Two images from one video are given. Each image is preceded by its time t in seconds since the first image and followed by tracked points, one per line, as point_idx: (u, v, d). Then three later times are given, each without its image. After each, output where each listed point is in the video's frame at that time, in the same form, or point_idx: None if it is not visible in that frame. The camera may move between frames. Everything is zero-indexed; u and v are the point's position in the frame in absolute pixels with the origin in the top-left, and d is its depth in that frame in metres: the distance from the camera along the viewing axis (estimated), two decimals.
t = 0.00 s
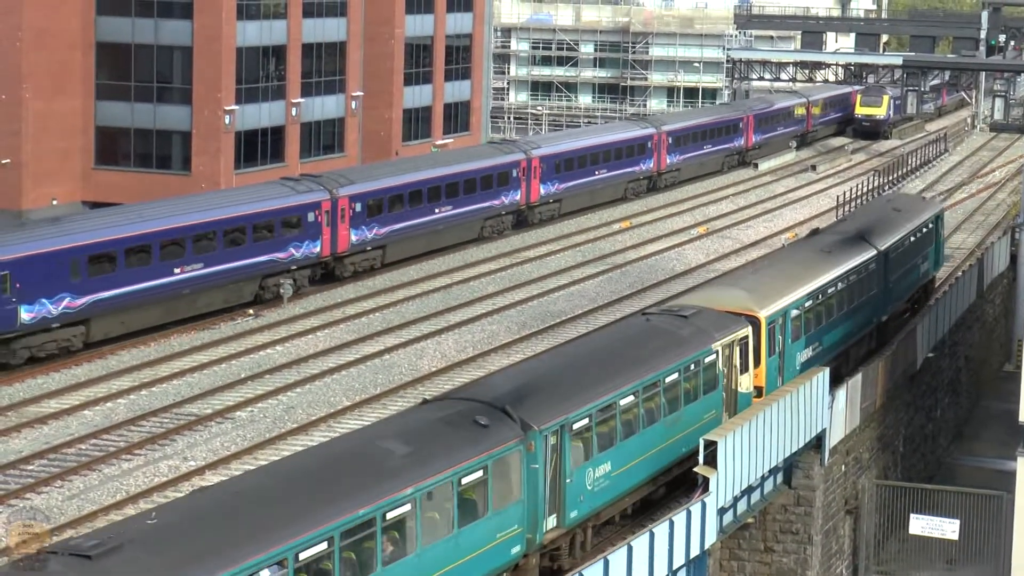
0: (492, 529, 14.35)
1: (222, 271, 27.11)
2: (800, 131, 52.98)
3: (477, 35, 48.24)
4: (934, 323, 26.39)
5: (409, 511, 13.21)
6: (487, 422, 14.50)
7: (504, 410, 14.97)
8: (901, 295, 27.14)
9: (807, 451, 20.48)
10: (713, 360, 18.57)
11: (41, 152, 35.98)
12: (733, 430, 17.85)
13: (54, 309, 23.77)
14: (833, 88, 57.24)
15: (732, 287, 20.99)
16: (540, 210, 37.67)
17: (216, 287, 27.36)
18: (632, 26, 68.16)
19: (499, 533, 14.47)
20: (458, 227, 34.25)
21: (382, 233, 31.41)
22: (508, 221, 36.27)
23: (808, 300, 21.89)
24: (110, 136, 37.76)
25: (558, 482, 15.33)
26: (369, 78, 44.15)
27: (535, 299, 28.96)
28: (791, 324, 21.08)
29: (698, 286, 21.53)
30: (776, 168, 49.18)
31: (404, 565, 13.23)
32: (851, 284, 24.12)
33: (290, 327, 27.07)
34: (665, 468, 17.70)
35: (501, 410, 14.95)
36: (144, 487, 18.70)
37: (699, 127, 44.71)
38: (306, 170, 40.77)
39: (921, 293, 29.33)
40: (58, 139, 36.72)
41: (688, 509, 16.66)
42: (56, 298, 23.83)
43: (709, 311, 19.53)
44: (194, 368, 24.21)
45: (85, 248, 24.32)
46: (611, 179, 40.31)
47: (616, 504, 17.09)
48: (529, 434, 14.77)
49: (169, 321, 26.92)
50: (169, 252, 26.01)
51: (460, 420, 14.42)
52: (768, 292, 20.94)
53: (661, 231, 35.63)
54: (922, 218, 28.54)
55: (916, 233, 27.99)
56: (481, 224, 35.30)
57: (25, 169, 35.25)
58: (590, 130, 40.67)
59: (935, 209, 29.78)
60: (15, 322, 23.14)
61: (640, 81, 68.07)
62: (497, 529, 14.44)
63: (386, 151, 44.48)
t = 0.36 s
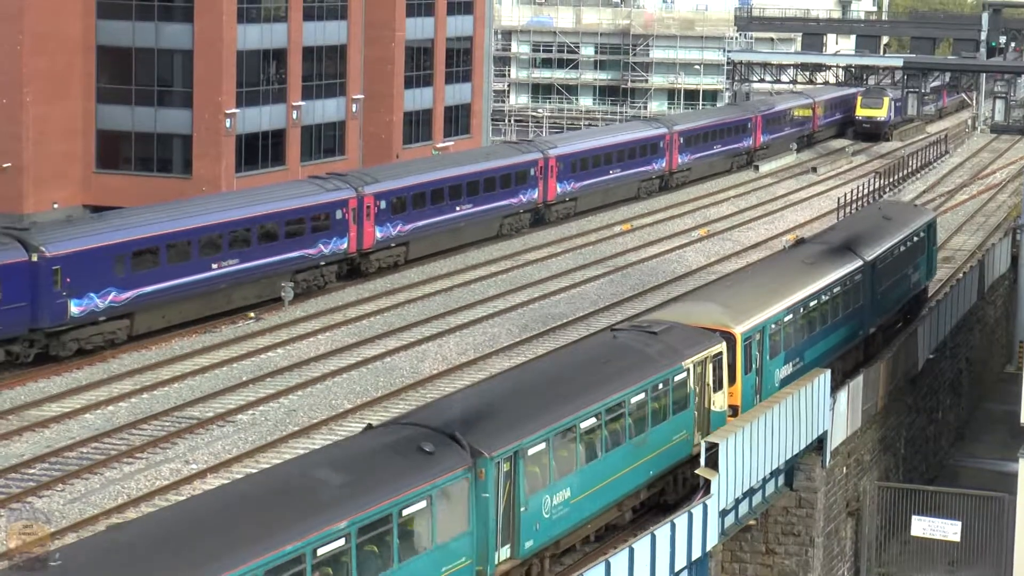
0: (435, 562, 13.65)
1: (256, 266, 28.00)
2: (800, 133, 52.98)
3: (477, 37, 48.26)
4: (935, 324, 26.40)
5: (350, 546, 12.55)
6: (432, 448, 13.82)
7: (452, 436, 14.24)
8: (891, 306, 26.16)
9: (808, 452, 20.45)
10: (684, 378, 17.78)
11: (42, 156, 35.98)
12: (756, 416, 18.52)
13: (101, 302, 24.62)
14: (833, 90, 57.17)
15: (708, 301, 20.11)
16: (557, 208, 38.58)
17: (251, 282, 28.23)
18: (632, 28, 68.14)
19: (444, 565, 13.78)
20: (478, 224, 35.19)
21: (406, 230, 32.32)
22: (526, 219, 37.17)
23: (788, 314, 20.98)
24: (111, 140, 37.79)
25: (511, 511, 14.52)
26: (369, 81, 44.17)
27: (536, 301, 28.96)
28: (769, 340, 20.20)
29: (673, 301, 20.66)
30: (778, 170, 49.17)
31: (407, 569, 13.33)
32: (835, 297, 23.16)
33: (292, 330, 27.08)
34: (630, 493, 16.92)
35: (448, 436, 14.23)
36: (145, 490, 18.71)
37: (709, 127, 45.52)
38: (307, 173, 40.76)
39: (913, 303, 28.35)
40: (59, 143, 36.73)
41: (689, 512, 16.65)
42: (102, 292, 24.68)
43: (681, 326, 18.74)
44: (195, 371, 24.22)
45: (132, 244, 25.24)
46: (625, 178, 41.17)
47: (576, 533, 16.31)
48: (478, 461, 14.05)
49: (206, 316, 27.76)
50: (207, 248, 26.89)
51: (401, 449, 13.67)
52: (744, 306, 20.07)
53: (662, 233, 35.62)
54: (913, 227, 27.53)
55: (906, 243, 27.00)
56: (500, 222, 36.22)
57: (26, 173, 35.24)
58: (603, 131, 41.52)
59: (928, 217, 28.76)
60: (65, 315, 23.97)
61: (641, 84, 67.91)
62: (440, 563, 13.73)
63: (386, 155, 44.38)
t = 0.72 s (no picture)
0: None
1: (287, 263, 28.76)
2: (800, 136, 52.96)
3: (477, 41, 48.27)
4: (935, 327, 26.42)
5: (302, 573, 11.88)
6: (370, 479, 12.82)
7: (392, 465, 13.30)
8: (880, 321, 25.07)
9: (809, 456, 20.46)
10: (652, 399, 16.76)
11: (43, 160, 35.97)
12: (764, 416, 18.82)
13: (144, 297, 25.48)
14: (833, 93, 57.17)
15: (682, 315, 19.08)
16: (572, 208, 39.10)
17: (283, 278, 28.99)
18: (631, 32, 68.20)
19: None
20: (497, 223, 35.73)
21: (427, 228, 32.85)
22: (542, 218, 37.69)
23: (767, 329, 19.94)
24: (111, 144, 37.78)
25: (458, 545, 13.62)
26: (369, 85, 44.19)
27: (536, 305, 28.96)
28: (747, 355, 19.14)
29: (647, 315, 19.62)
30: (778, 173, 49.18)
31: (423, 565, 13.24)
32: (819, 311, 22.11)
33: (292, 334, 27.07)
34: (592, 521, 15.97)
35: (389, 464, 13.28)
36: (145, 495, 18.70)
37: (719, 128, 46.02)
38: (308, 176, 40.76)
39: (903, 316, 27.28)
40: (59, 147, 36.69)
41: (689, 516, 16.64)
42: (144, 288, 25.52)
43: (648, 344, 17.65)
44: (196, 375, 24.21)
45: (172, 241, 26.07)
46: (637, 179, 41.68)
47: (528, 565, 15.21)
48: (418, 493, 13.13)
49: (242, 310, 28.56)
50: (241, 245, 27.67)
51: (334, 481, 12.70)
52: (723, 319, 19.08)
53: (662, 237, 35.61)
54: (901, 239, 26.50)
55: (895, 254, 25.98)
56: (518, 221, 36.72)
57: (26, 177, 35.21)
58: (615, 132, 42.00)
59: (917, 229, 27.74)
60: (110, 309, 24.84)
61: (641, 88, 67.94)
62: None
63: (387, 159, 44.36)
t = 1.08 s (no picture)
0: None
1: (315, 259, 29.50)
2: (800, 139, 52.94)
3: (477, 44, 48.23)
4: (935, 331, 26.44)
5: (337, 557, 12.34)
6: (299, 511, 12.24)
7: (324, 498, 12.64)
8: (864, 337, 24.19)
9: (809, 460, 20.47)
10: (613, 422, 16.13)
11: (42, 163, 35.93)
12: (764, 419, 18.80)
13: (182, 292, 26.28)
14: (833, 97, 57.20)
15: (651, 332, 18.28)
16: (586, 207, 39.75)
17: (309, 274, 29.70)
18: (631, 35, 68.22)
19: None
20: (514, 222, 36.42)
21: (448, 226, 33.57)
22: (558, 217, 38.32)
23: (740, 347, 19.09)
24: (111, 147, 37.74)
25: None
26: (368, 88, 44.21)
27: (536, 308, 28.96)
28: (717, 375, 18.32)
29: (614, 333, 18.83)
30: (777, 176, 49.19)
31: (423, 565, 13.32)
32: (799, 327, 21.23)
33: (292, 337, 27.07)
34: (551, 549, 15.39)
35: (320, 497, 12.65)
36: (144, 498, 18.71)
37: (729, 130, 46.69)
38: (307, 179, 40.76)
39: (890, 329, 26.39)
40: (59, 151, 36.67)
41: (689, 519, 16.64)
42: (182, 283, 26.30)
43: (612, 363, 17.01)
44: (195, 378, 24.22)
45: (206, 237, 26.85)
46: (649, 179, 42.29)
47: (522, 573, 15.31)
48: (350, 527, 12.47)
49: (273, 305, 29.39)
50: (274, 241, 28.51)
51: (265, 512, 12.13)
52: (693, 337, 18.26)
53: (662, 240, 35.60)
54: (887, 251, 25.58)
55: (880, 267, 25.04)
56: (534, 220, 37.40)
57: (26, 180, 35.19)
58: (627, 133, 42.57)
59: (905, 241, 26.81)
60: (151, 303, 25.63)
61: (641, 91, 68.15)
62: None
63: (387, 162, 44.35)
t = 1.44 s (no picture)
0: None
1: (343, 255, 30.35)
2: (801, 142, 52.92)
3: (478, 47, 48.16)
4: (935, 335, 26.43)
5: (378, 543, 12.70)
6: (218, 549, 11.46)
7: (247, 532, 11.85)
8: (847, 351, 23.45)
9: (809, 463, 20.50)
10: (569, 446, 15.40)
11: (43, 166, 35.95)
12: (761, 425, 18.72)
13: (219, 286, 27.18)
14: (834, 100, 57.14)
15: (617, 349, 17.58)
16: (602, 206, 40.54)
17: (337, 270, 30.54)
18: (632, 38, 68.09)
19: None
20: (532, 220, 37.25)
21: (469, 224, 34.42)
22: (574, 216, 39.14)
23: (712, 365, 18.38)
24: (112, 150, 37.72)
25: None
26: (369, 91, 44.25)
27: (537, 311, 28.95)
28: (684, 396, 17.59)
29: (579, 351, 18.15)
30: (778, 180, 49.18)
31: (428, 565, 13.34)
32: (776, 344, 20.49)
33: (293, 340, 27.08)
34: None
35: (244, 532, 11.84)
36: (145, 501, 18.71)
37: (739, 131, 47.45)
38: (309, 182, 40.79)
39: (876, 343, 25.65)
40: (60, 154, 36.67)
41: (689, 522, 16.64)
42: (217, 278, 27.17)
43: (572, 385, 16.28)
44: (196, 381, 24.23)
45: (241, 234, 27.73)
46: (662, 179, 43.06)
47: None
48: (277, 563, 11.71)
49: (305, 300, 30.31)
50: (304, 238, 29.38)
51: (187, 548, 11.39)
52: (661, 355, 17.55)
53: (662, 243, 35.59)
54: (874, 264, 24.80)
55: (865, 280, 24.27)
56: (551, 219, 38.24)
57: (27, 184, 35.21)
58: (639, 134, 43.29)
59: (893, 253, 26.04)
60: (190, 297, 26.53)
61: (641, 94, 67.88)
62: None
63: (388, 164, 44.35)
